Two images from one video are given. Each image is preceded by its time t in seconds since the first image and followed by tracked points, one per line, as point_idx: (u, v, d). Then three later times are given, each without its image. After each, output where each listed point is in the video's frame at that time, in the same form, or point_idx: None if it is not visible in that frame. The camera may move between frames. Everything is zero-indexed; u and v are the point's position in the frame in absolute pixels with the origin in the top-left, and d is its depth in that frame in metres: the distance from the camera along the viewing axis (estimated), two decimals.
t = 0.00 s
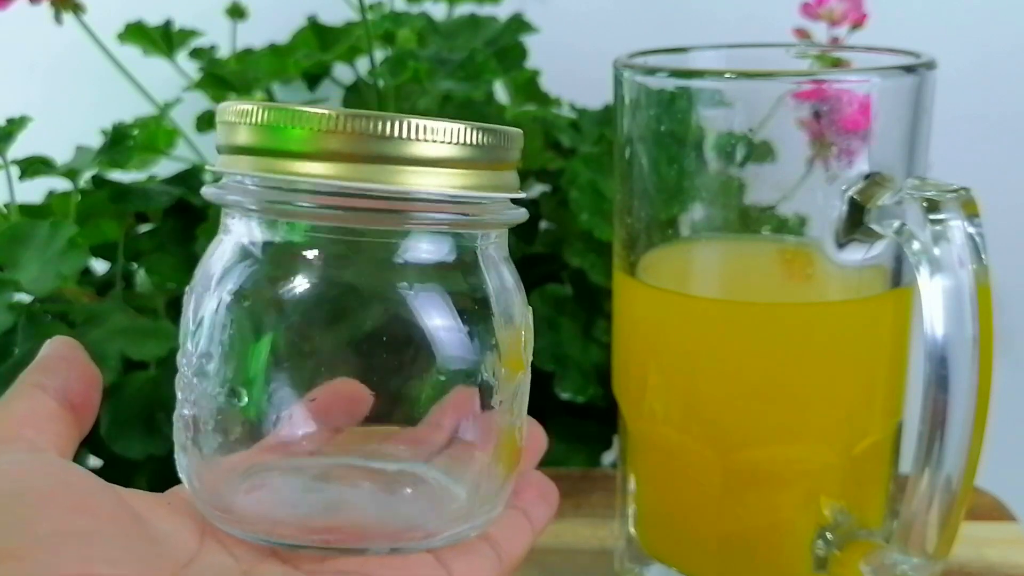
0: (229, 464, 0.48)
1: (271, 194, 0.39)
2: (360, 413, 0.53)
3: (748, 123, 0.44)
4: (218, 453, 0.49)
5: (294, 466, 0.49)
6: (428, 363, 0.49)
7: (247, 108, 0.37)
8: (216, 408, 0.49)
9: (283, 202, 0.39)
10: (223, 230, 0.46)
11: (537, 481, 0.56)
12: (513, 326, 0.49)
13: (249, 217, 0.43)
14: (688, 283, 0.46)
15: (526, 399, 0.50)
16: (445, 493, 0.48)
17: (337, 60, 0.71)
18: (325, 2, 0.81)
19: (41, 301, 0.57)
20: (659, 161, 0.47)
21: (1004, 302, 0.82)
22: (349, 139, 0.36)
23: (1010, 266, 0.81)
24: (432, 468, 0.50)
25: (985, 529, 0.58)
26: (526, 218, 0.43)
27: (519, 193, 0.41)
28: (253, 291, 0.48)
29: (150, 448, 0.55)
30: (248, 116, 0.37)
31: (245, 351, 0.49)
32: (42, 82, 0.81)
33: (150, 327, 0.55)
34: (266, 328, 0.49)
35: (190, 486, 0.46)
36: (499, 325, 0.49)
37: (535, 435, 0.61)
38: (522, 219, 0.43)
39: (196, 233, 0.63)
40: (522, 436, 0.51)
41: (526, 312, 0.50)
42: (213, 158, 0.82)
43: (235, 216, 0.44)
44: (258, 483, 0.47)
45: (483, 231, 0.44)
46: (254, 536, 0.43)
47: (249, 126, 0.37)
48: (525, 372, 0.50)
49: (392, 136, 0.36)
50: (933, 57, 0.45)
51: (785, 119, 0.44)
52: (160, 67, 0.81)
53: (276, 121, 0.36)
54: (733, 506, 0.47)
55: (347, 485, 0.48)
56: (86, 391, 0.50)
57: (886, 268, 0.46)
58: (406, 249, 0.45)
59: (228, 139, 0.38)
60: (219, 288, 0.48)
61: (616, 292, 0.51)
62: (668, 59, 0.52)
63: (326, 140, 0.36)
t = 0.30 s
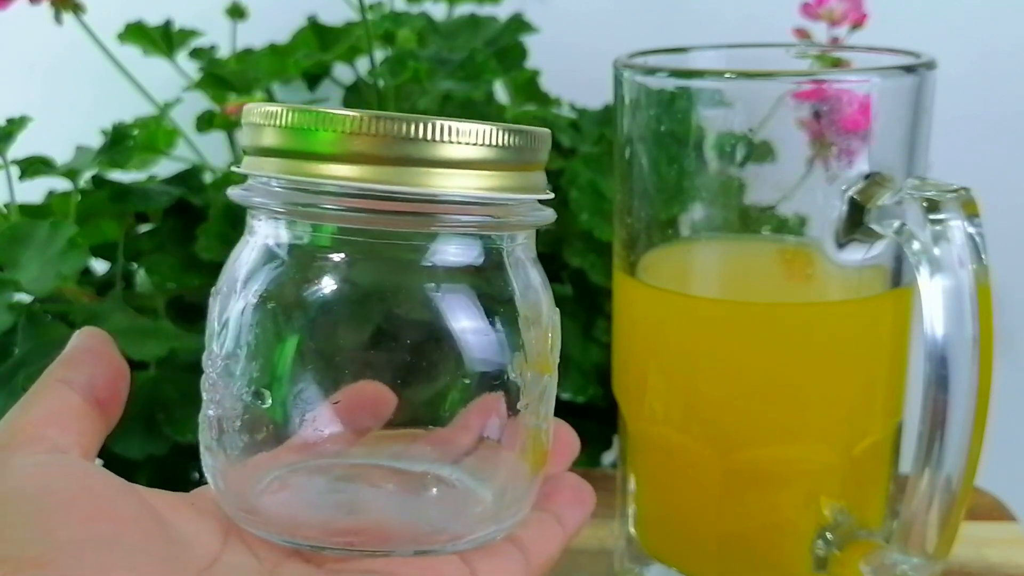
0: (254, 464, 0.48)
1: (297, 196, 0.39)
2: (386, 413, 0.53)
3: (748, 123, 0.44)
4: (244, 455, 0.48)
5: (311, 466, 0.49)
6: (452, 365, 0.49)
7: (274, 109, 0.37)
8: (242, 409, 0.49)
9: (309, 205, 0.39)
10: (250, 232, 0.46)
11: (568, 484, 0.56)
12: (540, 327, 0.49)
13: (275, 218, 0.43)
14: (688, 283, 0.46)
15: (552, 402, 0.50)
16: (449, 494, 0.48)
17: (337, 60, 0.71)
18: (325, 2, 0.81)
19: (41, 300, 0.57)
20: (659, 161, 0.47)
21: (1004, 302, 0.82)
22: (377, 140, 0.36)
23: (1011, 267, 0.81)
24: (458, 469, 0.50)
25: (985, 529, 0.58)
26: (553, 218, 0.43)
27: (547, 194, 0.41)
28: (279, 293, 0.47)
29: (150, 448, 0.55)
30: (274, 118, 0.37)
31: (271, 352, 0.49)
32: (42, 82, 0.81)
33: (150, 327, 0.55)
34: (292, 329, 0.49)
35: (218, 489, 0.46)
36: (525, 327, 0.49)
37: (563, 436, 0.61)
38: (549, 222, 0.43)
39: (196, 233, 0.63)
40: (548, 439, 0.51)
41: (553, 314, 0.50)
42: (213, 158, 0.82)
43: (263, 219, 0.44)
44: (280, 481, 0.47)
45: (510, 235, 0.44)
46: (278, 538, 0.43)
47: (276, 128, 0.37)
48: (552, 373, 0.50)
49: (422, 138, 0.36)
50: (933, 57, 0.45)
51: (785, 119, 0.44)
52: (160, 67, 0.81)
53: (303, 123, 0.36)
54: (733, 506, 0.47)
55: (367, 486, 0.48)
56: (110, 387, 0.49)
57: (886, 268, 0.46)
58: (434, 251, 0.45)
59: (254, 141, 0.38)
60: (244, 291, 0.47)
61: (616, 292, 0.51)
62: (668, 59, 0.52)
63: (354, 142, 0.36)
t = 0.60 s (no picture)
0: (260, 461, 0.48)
1: (300, 186, 0.38)
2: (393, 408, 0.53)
3: (748, 123, 0.44)
4: (246, 450, 0.48)
5: (320, 465, 0.49)
6: (458, 359, 0.49)
7: (275, 100, 0.37)
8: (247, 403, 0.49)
9: (313, 196, 0.39)
10: (252, 225, 0.46)
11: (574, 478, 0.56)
12: (544, 319, 0.49)
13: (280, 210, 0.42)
14: (689, 282, 0.46)
15: (557, 395, 0.50)
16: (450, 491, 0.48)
17: (337, 59, 0.71)
18: (325, 2, 0.81)
19: (42, 300, 0.58)
20: (659, 161, 0.47)
21: (1004, 302, 0.82)
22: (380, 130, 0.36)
23: (1011, 266, 0.81)
24: (463, 465, 0.50)
25: (984, 529, 0.58)
26: (557, 210, 0.43)
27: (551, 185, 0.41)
28: (283, 285, 0.47)
29: (150, 448, 0.55)
30: (277, 109, 0.37)
31: (273, 344, 0.49)
32: (42, 82, 0.81)
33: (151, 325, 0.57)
34: (295, 321, 0.49)
35: (222, 485, 0.46)
36: (531, 320, 0.48)
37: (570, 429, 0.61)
38: (553, 214, 0.43)
39: (195, 233, 0.63)
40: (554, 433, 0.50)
41: (558, 306, 0.49)
42: (213, 158, 0.82)
43: (267, 212, 0.44)
44: (287, 480, 0.47)
45: (514, 224, 0.44)
46: (282, 532, 0.43)
47: (278, 119, 0.37)
48: (557, 367, 0.50)
49: (425, 127, 0.36)
50: (933, 57, 0.45)
51: (785, 119, 0.44)
52: (160, 67, 0.81)
53: (305, 113, 0.36)
54: (734, 506, 0.47)
55: (373, 482, 0.48)
56: (132, 373, 0.49)
57: (886, 268, 0.46)
58: (438, 241, 0.44)
59: (257, 132, 0.38)
60: (247, 285, 0.47)
61: (616, 292, 0.51)
62: (668, 59, 0.52)
63: (357, 132, 0.36)
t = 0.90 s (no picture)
0: (248, 465, 0.48)
1: (291, 196, 0.38)
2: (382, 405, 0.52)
3: (748, 123, 0.44)
4: (232, 458, 0.48)
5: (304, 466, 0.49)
6: (450, 367, 0.48)
7: (267, 108, 0.37)
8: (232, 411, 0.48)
9: (302, 207, 0.39)
10: (242, 230, 0.46)
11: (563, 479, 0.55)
12: (536, 329, 0.49)
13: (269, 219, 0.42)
14: (689, 283, 0.46)
15: (547, 405, 0.50)
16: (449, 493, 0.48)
17: (337, 59, 0.71)
18: (325, 2, 0.81)
19: (42, 300, 0.58)
20: (659, 161, 0.47)
21: (1004, 302, 0.82)
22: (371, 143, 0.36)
23: (1011, 267, 0.81)
24: (451, 469, 0.50)
25: (984, 529, 0.58)
26: (552, 220, 0.43)
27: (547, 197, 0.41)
28: (271, 294, 0.47)
29: (150, 449, 0.55)
30: (267, 117, 0.37)
31: (263, 352, 0.48)
32: (43, 82, 0.81)
33: (151, 327, 0.56)
34: (282, 331, 0.48)
35: (207, 489, 0.46)
36: (521, 330, 0.48)
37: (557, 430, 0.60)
38: (547, 223, 0.43)
39: (195, 233, 0.63)
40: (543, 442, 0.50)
41: (550, 317, 0.50)
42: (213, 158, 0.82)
43: (254, 218, 0.44)
44: (270, 482, 0.47)
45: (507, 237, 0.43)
46: (269, 543, 0.43)
47: (269, 128, 0.37)
48: (548, 378, 0.50)
49: (417, 140, 0.35)
50: (933, 57, 0.45)
51: (785, 119, 0.44)
52: (160, 67, 0.81)
53: (297, 123, 0.36)
54: (733, 506, 0.47)
55: (361, 487, 0.48)
56: (115, 380, 0.48)
57: (886, 268, 0.46)
58: (431, 257, 0.45)
59: (248, 140, 0.38)
60: (236, 291, 0.47)
61: (616, 292, 0.51)
62: (668, 59, 0.52)
63: (349, 143, 0.35)
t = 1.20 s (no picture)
0: (221, 450, 0.48)
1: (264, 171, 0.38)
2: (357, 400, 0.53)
3: (748, 123, 0.44)
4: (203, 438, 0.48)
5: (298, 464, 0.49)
6: (417, 343, 0.49)
7: (238, 84, 0.37)
8: (201, 389, 0.49)
9: (275, 179, 0.38)
10: (216, 209, 0.45)
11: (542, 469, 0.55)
12: (507, 311, 0.49)
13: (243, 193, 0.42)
14: (688, 283, 0.46)
15: (518, 384, 0.51)
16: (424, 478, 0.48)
17: (337, 59, 0.71)
18: (325, 2, 0.81)
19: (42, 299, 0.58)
20: (659, 161, 0.47)
21: (1004, 302, 0.82)
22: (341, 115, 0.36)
23: (1011, 267, 0.81)
24: (424, 456, 0.50)
25: (985, 529, 0.58)
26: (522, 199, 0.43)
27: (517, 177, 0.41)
28: (241, 271, 0.47)
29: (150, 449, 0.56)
30: (238, 92, 0.37)
31: (233, 329, 0.49)
32: (43, 82, 0.81)
33: (150, 327, 0.57)
34: (254, 307, 0.49)
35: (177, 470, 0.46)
36: (492, 310, 0.49)
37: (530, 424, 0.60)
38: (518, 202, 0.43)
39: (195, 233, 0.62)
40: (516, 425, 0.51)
41: (522, 299, 0.50)
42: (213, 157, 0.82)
43: (229, 194, 0.43)
44: (245, 470, 0.47)
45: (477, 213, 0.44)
46: (241, 519, 0.43)
47: (239, 102, 0.37)
48: (519, 358, 0.50)
49: (386, 112, 0.36)
50: (933, 57, 0.45)
51: (785, 119, 0.44)
52: (160, 67, 0.81)
53: (266, 96, 0.36)
54: (733, 506, 0.47)
55: (335, 471, 0.48)
56: (84, 363, 0.48)
57: (886, 268, 0.46)
58: (400, 227, 0.44)
59: (220, 117, 0.38)
60: (208, 269, 0.47)
61: (616, 292, 0.51)
62: (668, 59, 0.52)
63: (318, 115, 0.35)
